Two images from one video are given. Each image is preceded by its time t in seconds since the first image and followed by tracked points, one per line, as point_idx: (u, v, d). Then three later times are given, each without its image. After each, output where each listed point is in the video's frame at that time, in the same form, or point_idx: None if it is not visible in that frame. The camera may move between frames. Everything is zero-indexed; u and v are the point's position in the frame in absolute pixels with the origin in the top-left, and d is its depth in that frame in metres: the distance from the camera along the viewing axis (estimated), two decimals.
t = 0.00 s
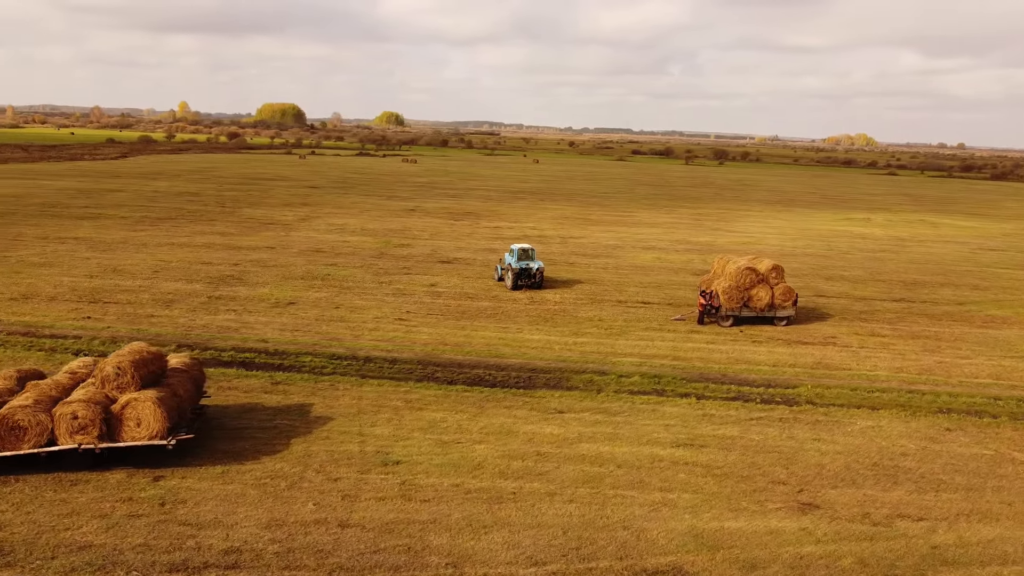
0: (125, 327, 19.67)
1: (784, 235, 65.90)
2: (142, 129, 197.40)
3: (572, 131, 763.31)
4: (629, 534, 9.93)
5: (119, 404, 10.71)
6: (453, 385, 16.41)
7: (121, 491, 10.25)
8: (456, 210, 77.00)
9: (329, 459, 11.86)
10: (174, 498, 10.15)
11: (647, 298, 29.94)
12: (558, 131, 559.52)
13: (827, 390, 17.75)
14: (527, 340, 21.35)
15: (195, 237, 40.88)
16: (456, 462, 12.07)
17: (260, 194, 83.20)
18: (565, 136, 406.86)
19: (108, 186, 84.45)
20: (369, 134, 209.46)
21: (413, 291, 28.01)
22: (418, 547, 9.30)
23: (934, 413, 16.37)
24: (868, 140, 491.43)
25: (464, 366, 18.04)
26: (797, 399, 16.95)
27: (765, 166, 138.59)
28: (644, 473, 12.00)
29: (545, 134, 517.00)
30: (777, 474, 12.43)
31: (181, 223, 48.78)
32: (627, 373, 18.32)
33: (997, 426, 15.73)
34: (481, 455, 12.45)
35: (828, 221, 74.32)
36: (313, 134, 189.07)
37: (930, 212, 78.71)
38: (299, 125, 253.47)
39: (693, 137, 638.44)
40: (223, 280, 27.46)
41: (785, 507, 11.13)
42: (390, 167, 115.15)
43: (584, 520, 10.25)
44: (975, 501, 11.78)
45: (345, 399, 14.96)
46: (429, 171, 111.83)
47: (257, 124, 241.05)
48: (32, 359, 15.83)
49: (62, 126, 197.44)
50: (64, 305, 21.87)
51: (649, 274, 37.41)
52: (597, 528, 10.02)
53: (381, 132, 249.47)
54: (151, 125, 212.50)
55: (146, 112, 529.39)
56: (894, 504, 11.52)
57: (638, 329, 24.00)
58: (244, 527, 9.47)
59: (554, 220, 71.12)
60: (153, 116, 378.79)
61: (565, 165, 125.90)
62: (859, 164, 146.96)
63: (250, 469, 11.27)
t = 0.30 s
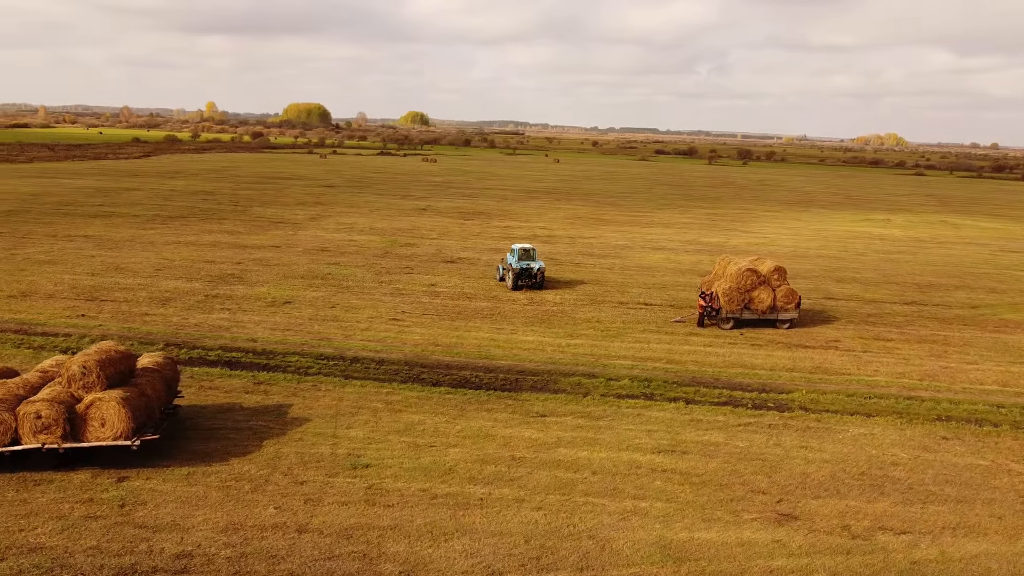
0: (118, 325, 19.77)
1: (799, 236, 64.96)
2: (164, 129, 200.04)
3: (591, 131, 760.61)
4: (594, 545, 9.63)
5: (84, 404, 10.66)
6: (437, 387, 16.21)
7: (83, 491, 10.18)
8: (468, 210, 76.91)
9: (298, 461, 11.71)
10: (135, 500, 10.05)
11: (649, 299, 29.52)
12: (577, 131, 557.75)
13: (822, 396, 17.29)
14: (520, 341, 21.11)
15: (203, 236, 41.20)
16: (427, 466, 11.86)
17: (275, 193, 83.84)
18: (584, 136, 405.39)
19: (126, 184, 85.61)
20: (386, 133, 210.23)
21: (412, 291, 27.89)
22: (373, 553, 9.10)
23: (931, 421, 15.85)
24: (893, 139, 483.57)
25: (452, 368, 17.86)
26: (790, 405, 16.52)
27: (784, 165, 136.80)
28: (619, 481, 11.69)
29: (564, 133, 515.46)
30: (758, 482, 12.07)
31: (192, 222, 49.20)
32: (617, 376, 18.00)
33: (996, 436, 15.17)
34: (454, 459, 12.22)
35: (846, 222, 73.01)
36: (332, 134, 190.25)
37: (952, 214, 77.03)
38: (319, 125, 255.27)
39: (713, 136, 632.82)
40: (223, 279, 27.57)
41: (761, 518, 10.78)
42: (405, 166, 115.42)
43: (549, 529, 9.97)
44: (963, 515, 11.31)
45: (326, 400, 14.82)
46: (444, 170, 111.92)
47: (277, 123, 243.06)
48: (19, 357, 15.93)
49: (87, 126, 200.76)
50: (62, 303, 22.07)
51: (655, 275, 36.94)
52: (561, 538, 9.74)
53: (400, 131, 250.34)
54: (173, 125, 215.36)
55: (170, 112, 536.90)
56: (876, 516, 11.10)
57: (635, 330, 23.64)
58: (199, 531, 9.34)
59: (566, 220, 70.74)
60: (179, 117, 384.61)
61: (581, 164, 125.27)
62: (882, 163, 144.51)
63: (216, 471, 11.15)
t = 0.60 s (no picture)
0: (110, 323, 19.84)
1: (814, 237, 63.92)
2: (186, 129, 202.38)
3: (611, 130, 757.37)
4: (554, 557, 9.34)
5: (47, 403, 10.62)
6: (419, 390, 16.00)
7: (44, 492, 10.11)
8: (480, 209, 76.75)
9: (266, 464, 11.56)
10: (94, 502, 9.94)
11: (651, 301, 29.06)
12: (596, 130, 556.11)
13: (816, 403, 16.81)
14: (512, 343, 20.84)
15: (211, 235, 41.44)
16: (395, 471, 11.64)
17: (289, 192, 84.29)
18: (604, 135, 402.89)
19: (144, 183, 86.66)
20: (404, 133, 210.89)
21: (410, 291, 27.74)
22: (326, 562, 8.91)
23: (927, 430, 15.32)
24: (923, 138, 473.31)
25: (437, 370, 17.64)
26: (781, 411, 16.09)
27: (804, 166, 134.96)
28: (591, 489, 11.38)
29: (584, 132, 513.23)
30: (736, 492, 11.69)
31: (202, 220, 49.57)
32: (606, 380, 17.64)
33: (994, 446, 14.63)
34: (424, 464, 11.98)
35: (863, 223, 71.70)
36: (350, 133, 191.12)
37: (974, 215, 75.33)
38: (339, 125, 256.85)
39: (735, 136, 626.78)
40: (222, 278, 27.65)
41: (734, 530, 10.42)
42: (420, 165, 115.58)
43: (510, 539, 9.70)
44: (949, 529, 10.86)
45: (304, 402, 14.68)
46: (459, 170, 111.90)
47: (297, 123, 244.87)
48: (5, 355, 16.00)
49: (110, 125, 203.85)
50: (59, 300, 22.24)
51: (661, 276, 36.44)
52: (522, 549, 9.47)
53: (418, 131, 251.05)
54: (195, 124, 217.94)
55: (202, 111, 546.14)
56: (856, 530, 10.68)
57: (632, 333, 23.27)
58: (153, 535, 9.22)
59: (578, 220, 70.29)
60: (202, 116, 390.00)
61: (597, 164, 124.58)
62: (904, 164, 142.05)
63: (181, 473, 11.02)
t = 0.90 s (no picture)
0: (102, 321, 19.95)
1: (830, 238, 62.78)
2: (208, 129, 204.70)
3: (632, 130, 753.06)
4: (510, 570, 9.05)
5: (10, 403, 10.63)
6: (400, 392, 15.79)
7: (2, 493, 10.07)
8: (493, 209, 76.53)
9: (231, 467, 11.41)
10: (50, 504, 9.87)
11: (652, 303, 28.60)
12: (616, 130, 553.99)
13: (809, 410, 16.32)
14: (503, 345, 20.57)
15: (219, 233, 41.71)
16: (362, 476, 11.42)
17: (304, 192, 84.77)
18: (625, 135, 400.95)
19: (163, 182, 87.72)
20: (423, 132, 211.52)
21: (408, 292, 27.59)
22: (274, 570, 8.72)
23: (923, 441, 14.75)
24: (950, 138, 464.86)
25: (423, 372, 17.43)
26: (771, 418, 15.63)
27: (825, 166, 132.93)
28: (559, 497, 11.09)
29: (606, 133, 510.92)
30: (711, 502, 11.32)
31: (213, 219, 49.94)
32: (594, 384, 17.28)
33: (992, 457, 14.04)
34: (393, 469, 11.77)
35: (882, 224, 70.24)
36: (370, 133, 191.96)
37: (998, 217, 73.45)
38: (359, 124, 258.24)
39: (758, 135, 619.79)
40: (222, 277, 27.77)
41: (703, 543, 10.06)
42: (436, 165, 115.67)
43: (466, 549, 9.44)
44: (931, 546, 10.40)
45: (282, 403, 14.54)
46: (475, 169, 111.79)
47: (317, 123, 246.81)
48: None
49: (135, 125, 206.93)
50: (57, 298, 22.43)
51: (667, 277, 35.93)
52: (478, 560, 9.20)
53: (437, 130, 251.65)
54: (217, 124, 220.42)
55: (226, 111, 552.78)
56: (832, 546, 10.26)
57: (629, 335, 22.87)
58: (104, 539, 9.12)
59: (590, 220, 69.79)
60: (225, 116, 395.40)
61: (614, 164, 123.76)
62: (929, 164, 139.20)
63: (143, 475, 10.91)
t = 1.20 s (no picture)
0: (94, 320, 20.03)
1: (847, 240, 61.62)
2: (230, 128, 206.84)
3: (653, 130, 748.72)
4: None
5: None
6: (380, 395, 15.57)
7: None
8: (506, 209, 76.22)
9: (195, 471, 11.27)
10: (6, 507, 9.80)
11: (653, 305, 28.12)
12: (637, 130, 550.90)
13: (801, 418, 15.81)
14: (494, 348, 20.28)
15: (227, 232, 41.93)
16: (326, 482, 11.20)
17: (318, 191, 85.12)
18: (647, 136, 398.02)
19: (181, 181, 88.63)
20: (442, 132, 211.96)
21: (406, 292, 27.42)
22: None
23: (917, 452, 14.19)
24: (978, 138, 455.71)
25: (407, 375, 17.20)
26: (760, 427, 15.15)
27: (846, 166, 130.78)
28: (525, 508, 10.78)
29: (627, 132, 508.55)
30: (683, 515, 10.94)
31: (224, 218, 50.29)
32: (580, 389, 16.93)
33: (988, 471, 13.46)
34: (359, 475, 11.53)
35: (902, 226, 68.73)
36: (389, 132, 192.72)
37: None
38: (382, 125, 258.98)
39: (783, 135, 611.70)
40: (222, 276, 27.84)
41: (669, 559, 9.68)
42: (452, 165, 115.69)
43: (420, 561, 9.17)
44: (911, 566, 9.93)
45: (258, 405, 14.39)
46: (491, 169, 111.60)
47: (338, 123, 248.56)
48: None
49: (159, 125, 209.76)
50: (54, 296, 22.59)
51: (672, 279, 35.40)
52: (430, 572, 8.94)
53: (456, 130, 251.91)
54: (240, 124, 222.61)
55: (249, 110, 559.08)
56: (806, 564, 9.82)
57: (624, 339, 22.47)
58: (53, 544, 9.01)
59: (603, 220, 69.22)
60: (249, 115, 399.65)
61: (631, 164, 122.82)
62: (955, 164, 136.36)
63: (104, 478, 10.81)
